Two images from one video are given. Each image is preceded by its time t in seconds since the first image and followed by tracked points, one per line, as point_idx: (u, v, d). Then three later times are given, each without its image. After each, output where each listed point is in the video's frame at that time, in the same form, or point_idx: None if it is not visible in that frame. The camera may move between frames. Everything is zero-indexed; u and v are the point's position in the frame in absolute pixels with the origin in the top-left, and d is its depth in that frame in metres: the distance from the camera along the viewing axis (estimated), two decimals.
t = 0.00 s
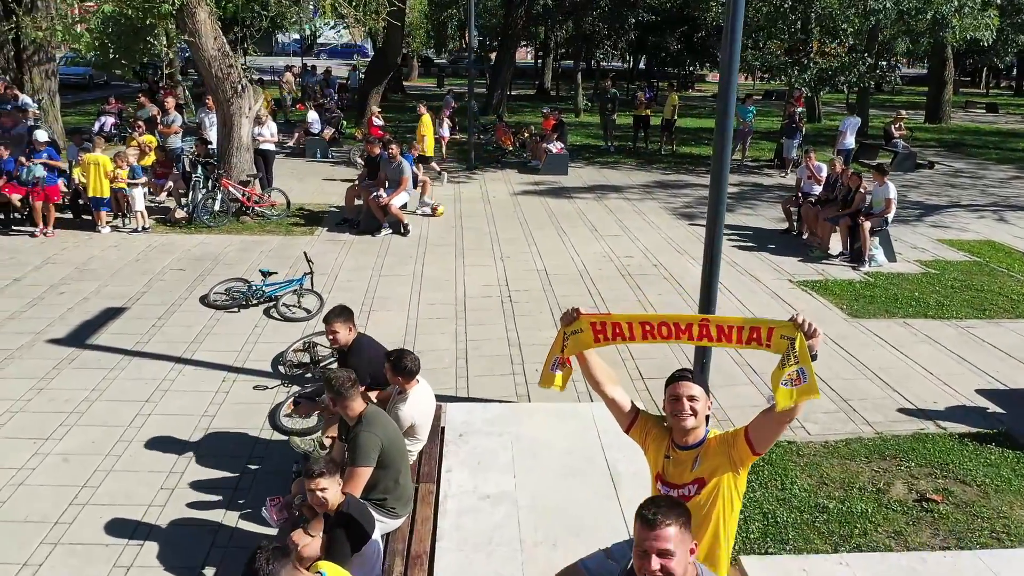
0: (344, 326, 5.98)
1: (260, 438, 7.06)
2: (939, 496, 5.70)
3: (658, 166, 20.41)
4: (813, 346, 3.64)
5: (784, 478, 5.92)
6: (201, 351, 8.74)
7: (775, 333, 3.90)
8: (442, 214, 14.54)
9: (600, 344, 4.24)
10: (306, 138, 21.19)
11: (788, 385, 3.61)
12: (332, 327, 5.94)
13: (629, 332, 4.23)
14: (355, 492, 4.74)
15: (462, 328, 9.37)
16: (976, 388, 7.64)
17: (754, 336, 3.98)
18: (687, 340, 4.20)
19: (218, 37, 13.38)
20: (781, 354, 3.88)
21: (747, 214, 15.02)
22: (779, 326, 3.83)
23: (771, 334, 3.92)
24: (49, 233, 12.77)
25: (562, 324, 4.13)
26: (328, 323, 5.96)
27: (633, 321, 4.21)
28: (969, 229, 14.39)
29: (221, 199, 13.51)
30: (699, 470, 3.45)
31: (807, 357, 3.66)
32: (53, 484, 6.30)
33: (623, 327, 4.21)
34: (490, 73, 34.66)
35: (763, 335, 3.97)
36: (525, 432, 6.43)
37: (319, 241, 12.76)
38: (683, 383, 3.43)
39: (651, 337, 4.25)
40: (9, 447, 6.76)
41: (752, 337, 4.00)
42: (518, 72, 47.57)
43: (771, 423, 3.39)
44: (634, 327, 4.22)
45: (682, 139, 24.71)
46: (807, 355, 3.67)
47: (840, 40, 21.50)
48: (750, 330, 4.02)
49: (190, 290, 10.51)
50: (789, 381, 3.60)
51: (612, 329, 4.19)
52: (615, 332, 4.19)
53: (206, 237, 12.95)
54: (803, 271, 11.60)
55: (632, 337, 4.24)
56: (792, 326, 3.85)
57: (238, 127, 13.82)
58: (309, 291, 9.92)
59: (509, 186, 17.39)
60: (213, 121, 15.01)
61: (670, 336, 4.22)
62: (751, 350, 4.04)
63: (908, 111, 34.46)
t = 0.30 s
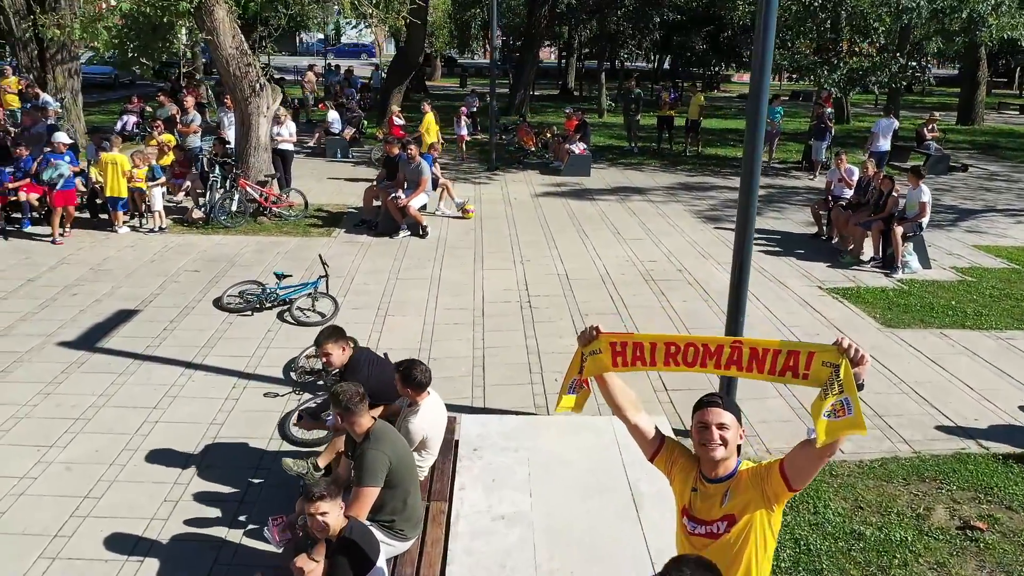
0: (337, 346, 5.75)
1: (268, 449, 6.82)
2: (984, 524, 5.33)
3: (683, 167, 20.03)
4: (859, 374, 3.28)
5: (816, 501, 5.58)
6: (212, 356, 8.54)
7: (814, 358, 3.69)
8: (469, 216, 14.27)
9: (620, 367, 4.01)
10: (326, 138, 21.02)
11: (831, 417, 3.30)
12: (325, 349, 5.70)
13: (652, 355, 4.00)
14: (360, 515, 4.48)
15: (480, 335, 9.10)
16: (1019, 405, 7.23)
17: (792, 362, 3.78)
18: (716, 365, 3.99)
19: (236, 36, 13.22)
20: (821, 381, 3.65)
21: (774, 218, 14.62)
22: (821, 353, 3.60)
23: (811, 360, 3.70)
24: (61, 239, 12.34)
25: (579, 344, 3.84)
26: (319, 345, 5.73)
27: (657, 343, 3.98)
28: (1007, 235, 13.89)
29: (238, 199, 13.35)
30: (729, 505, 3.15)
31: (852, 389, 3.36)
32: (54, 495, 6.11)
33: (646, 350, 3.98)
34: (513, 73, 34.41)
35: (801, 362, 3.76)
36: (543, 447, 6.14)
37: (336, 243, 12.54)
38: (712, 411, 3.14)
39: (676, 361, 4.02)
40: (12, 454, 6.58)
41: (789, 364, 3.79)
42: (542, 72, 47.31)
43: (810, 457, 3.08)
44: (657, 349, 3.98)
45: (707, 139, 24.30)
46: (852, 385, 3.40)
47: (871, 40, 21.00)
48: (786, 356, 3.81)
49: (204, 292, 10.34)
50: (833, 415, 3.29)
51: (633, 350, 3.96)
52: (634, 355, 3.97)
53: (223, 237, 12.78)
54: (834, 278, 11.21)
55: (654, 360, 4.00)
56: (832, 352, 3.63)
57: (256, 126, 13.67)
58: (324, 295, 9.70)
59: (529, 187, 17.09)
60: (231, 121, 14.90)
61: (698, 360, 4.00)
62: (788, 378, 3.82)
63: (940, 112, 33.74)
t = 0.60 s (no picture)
0: (346, 358, 5.52)
1: (277, 461, 6.58)
2: None
3: (709, 169, 19.63)
4: (920, 415, 2.93)
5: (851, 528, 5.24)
6: (224, 361, 8.33)
7: (868, 393, 3.34)
8: (493, 217, 13.96)
9: (648, 395, 3.75)
10: (347, 138, 20.87)
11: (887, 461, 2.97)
12: (334, 361, 5.48)
13: (684, 383, 3.79)
14: (366, 541, 4.22)
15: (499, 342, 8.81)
16: None
17: (842, 396, 3.46)
18: (756, 395, 3.69)
19: (255, 34, 13.03)
20: (877, 418, 3.29)
21: (804, 222, 14.20)
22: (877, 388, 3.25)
23: (864, 394, 3.35)
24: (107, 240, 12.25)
25: (601, 366, 3.69)
26: (327, 356, 5.51)
27: (689, 369, 3.76)
28: None
29: (256, 200, 13.18)
30: (764, 550, 2.85)
31: (911, 429, 3.01)
32: (55, 506, 5.91)
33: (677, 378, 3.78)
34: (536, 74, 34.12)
35: (853, 396, 3.43)
36: (562, 464, 5.85)
37: (354, 245, 12.33)
38: (748, 442, 2.84)
39: (711, 390, 3.78)
40: (16, 463, 6.40)
41: (839, 398, 3.47)
42: (566, 72, 46.99)
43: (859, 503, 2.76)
44: (690, 376, 3.76)
45: (734, 141, 23.85)
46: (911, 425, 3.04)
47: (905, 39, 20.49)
48: (836, 389, 3.49)
49: (218, 295, 10.15)
50: (889, 458, 2.96)
51: (663, 376, 3.73)
52: (663, 382, 3.73)
53: (241, 238, 12.60)
54: (867, 285, 10.81)
55: (687, 389, 3.78)
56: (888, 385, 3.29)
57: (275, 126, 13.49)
58: (339, 299, 9.47)
59: (552, 189, 16.79)
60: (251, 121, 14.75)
61: (738, 388, 3.74)
62: (838, 412, 3.49)
63: (974, 114, 32.94)
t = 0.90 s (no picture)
0: (351, 369, 5.24)
1: (284, 474, 6.34)
2: None
3: (735, 171, 19.21)
4: (987, 467, 2.67)
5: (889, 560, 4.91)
6: (234, 367, 8.12)
7: (924, 441, 3.10)
8: (518, 217, 13.66)
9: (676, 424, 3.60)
10: (368, 138, 20.69)
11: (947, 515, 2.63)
12: (341, 371, 5.23)
13: (715, 416, 3.66)
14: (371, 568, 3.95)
15: (517, 350, 8.53)
16: None
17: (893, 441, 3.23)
18: (797, 434, 3.48)
19: (273, 32, 12.84)
20: (935, 468, 3.05)
21: (834, 226, 13.77)
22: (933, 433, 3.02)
23: (920, 441, 3.12)
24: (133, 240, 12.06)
25: (625, 394, 3.51)
26: (334, 364, 5.24)
27: (722, 402, 3.61)
28: None
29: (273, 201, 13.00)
30: None
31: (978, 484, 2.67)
32: (54, 519, 5.70)
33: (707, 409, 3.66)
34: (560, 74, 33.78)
35: (906, 443, 3.20)
36: (580, 484, 5.56)
37: (371, 247, 12.10)
38: (789, 483, 2.68)
39: (744, 425, 3.61)
40: (17, 472, 6.21)
41: (889, 442, 3.24)
42: (590, 72, 46.60)
43: (912, 561, 2.60)
44: (722, 407, 3.61)
45: (761, 142, 23.38)
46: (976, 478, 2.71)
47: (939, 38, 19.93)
48: (885, 434, 3.27)
49: (232, 298, 9.96)
50: (950, 514, 2.62)
51: (691, 407, 3.59)
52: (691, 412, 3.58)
53: (257, 240, 12.42)
54: (901, 293, 10.40)
55: (719, 422, 3.65)
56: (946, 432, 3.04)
57: (294, 126, 13.30)
58: (354, 303, 9.23)
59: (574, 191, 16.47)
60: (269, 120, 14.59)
61: (773, 425, 3.54)
62: (890, 459, 3.26)
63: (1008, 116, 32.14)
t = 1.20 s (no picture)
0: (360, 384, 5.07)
1: (291, 487, 6.11)
2: None
3: (762, 174, 18.78)
4: None
5: None
6: (245, 374, 7.92)
7: (998, 510, 3.20)
8: (537, 220, 13.41)
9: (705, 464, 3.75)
10: (389, 138, 20.50)
11: None
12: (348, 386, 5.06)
13: (752, 463, 3.79)
14: None
15: (536, 359, 8.25)
16: None
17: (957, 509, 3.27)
18: (844, 491, 3.56)
19: (292, 30, 12.66)
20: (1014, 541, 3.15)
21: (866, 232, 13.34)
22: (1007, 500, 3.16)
23: (993, 508, 3.20)
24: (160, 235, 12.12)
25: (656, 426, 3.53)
26: (342, 379, 5.10)
27: (761, 448, 3.75)
28: None
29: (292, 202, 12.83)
30: None
31: None
32: (53, 532, 5.51)
33: (744, 455, 3.80)
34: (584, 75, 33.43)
35: (973, 514, 3.24)
36: (598, 506, 5.26)
37: (389, 250, 11.89)
38: (836, 538, 2.53)
39: (785, 476, 3.72)
40: (19, 482, 6.04)
41: (953, 508, 3.28)
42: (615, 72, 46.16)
43: None
44: (761, 454, 3.74)
45: (789, 144, 22.89)
46: None
47: (976, 38, 19.33)
48: (952, 500, 3.29)
49: (245, 301, 9.77)
50: None
51: (725, 450, 3.76)
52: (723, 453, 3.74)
53: (274, 241, 12.25)
54: (937, 302, 9.98)
55: (757, 470, 3.77)
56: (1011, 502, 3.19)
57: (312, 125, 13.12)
58: (369, 309, 8.99)
59: (597, 193, 16.15)
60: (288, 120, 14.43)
61: (819, 478, 3.65)
62: (954, 528, 3.29)
63: None
